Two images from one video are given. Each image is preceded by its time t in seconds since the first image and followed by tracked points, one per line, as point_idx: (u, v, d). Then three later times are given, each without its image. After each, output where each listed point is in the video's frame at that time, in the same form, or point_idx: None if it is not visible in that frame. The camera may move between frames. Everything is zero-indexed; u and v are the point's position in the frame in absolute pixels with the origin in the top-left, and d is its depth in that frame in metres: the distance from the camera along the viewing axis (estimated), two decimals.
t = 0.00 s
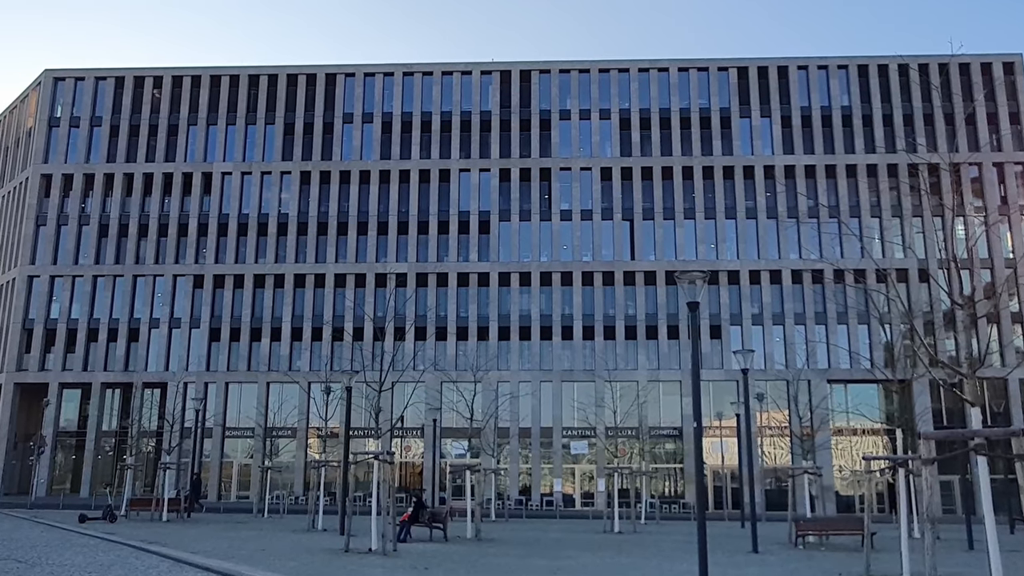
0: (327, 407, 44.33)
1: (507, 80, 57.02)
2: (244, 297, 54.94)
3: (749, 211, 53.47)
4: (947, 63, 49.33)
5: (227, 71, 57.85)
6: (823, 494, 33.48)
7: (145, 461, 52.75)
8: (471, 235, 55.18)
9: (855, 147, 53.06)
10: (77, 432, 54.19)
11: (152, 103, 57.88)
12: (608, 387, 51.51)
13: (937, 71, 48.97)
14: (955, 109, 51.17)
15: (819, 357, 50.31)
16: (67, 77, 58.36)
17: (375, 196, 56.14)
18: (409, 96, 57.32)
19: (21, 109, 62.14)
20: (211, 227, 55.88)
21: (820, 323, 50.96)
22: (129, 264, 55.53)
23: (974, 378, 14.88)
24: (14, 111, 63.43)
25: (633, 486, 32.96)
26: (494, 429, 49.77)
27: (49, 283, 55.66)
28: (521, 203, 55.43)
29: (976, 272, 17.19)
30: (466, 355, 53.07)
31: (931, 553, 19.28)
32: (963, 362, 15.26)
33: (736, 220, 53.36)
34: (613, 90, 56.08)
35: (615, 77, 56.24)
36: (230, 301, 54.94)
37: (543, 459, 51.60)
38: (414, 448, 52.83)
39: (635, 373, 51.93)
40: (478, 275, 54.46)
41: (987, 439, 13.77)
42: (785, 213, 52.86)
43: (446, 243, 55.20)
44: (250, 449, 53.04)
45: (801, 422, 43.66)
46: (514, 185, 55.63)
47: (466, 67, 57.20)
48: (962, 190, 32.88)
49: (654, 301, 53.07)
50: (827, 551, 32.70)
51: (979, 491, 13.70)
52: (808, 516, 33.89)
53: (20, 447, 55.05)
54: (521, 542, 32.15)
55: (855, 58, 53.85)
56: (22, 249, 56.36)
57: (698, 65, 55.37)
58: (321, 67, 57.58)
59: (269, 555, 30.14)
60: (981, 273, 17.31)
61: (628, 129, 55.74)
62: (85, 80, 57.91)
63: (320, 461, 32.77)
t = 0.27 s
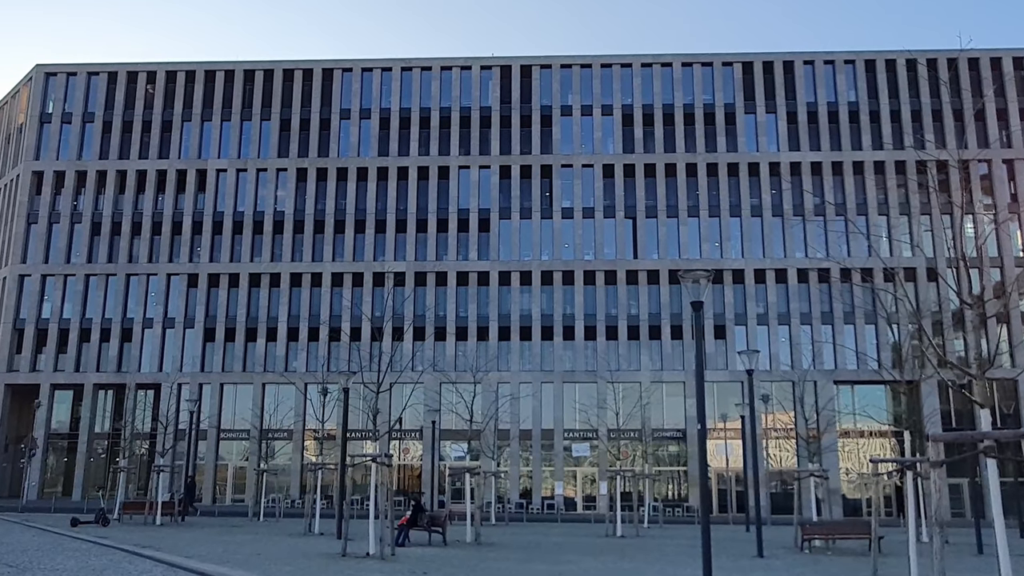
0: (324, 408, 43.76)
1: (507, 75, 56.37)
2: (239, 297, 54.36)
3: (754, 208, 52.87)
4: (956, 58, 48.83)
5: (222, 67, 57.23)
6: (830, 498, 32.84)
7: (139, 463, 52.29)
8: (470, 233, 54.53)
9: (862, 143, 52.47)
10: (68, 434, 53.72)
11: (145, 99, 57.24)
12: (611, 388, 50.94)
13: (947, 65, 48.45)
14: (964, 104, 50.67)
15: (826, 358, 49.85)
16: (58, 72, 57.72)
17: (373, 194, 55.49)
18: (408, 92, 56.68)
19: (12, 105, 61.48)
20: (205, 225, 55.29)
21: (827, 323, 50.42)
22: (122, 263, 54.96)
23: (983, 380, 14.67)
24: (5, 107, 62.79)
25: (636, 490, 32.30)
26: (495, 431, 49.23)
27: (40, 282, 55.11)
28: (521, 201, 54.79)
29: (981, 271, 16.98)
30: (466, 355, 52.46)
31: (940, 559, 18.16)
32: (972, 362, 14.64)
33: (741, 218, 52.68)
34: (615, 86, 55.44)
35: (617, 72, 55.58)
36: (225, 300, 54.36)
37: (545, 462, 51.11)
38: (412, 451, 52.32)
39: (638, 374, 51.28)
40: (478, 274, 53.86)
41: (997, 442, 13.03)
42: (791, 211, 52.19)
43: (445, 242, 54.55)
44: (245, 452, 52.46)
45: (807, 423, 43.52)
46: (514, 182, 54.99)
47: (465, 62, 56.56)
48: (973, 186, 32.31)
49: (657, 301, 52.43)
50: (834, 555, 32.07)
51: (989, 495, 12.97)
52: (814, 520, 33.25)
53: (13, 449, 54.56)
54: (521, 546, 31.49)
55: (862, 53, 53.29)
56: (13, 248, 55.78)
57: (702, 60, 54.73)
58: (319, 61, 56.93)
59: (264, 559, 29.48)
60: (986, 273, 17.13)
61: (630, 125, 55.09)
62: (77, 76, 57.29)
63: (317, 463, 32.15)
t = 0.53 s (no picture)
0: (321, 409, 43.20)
1: (507, 70, 55.74)
2: (234, 296, 53.78)
3: (758, 206, 52.30)
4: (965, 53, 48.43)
5: (216, 62, 56.63)
6: (836, 501, 32.18)
7: (133, 466, 51.84)
8: (470, 232, 53.88)
9: (869, 140, 51.96)
10: (60, 436, 53.25)
11: (139, 94, 56.63)
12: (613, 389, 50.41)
13: (956, 61, 48.02)
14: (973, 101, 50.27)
15: (832, 358, 49.44)
16: (50, 67, 57.12)
17: (371, 191, 54.82)
18: (406, 87, 56.06)
19: (3, 100, 60.84)
20: (200, 223, 54.68)
21: (833, 323, 49.95)
22: (115, 261, 54.41)
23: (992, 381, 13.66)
24: None
25: (638, 493, 31.75)
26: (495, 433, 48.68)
27: (32, 281, 54.55)
28: (522, 198, 54.17)
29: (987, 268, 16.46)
30: (465, 356, 51.85)
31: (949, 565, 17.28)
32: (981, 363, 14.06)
33: (745, 216, 52.28)
34: (617, 81, 54.84)
35: (619, 67, 54.98)
36: (220, 299, 53.78)
37: (546, 465, 50.53)
38: (411, 453, 51.78)
39: (641, 375, 50.78)
40: (478, 273, 53.24)
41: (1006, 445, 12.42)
42: (796, 209, 51.62)
43: (444, 240, 53.93)
44: (241, 454, 52.11)
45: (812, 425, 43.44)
46: (514, 179, 54.36)
47: (464, 57, 55.96)
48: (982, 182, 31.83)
49: (660, 300, 51.84)
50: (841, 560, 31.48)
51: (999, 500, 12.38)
52: (820, 523, 32.65)
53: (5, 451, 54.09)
54: (521, 551, 30.86)
55: (869, 48, 52.81)
56: (4, 247, 55.20)
57: (705, 55, 54.14)
58: (316, 56, 56.32)
59: (260, 564, 28.85)
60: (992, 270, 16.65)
61: (633, 121, 54.46)
62: (69, 71, 56.70)
63: (313, 466, 31.54)
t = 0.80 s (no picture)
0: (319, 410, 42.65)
1: (507, 66, 55.13)
2: (230, 295, 53.21)
3: (763, 203, 51.73)
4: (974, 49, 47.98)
5: (211, 57, 56.04)
6: (843, 504, 31.47)
7: (125, 469, 51.38)
8: (470, 230, 53.31)
9: (877, 136, 51.43)
10: (52, 439, 52.74)
11: (132, 90, 56.03)
12: (616, 390, 49.86)
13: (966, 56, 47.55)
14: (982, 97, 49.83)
15: (838, 359, 48.96)
16: (41, 63, 56.53)
17: (369, 189, 54.24)
18: (404, 83, 55.46)
19: None
20: (194, 221, 54.08)
21: (839, 323, 49.44)
22: (108, 260, 53.84)
23: (1003, 381, 13.17)
24: None
25: (642, 495, 30.98)
26: (495, 435, 48.13)
27: (23, 280, 53.98)
28: (523, 195, 53.57)
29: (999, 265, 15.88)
30: (465, 357, 51.24)
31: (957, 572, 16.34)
32: (990, 362, 13.56)
33: (751, 214, 51.58)
34: (620, 76, 54.26)
35: (622, 62, 54.40)
36: (215, 299, 53.20)
37: (547, 467, 49.99)
38: (409, 455, 51.26)
39: (644, 376, 50.23)
40: (478, 272, 52.67)
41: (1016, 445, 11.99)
42: (802, 207, 51.06)
43: (443, 238, 53.33)
44: (236, 456, 51.58)
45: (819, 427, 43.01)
46: (514, 176, 53.75)
47: (463, 52, 55.35)
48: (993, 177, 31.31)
49: (663, 300, 51.28)
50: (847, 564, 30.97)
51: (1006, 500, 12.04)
52: (826, 527, 32.06)
53: None
54: (522, 555, 30.25)
55: (876, 42, 52.29)
56: None
57: (709, 50, 53.54)
58: (312, 51, 55.72)
59: (257, 568, 28.24)
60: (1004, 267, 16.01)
61: (636, 117, 53.85)
62: (61, 66, 56.12)
63: (310, 468, 30.93)
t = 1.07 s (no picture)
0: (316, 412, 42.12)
1: (507, 61, 54.57)
2: (225, 294, 52.67)
3: (768, 201, 51.19)
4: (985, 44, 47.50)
5: (206, 52, 55.49)
6: (849, 507, 30.90)
7: (118, 472, 50.90)
8: (469, 228, 52.77)
9: (884, 133, 50.89)
10: (44, 441, 52.23)
11: (125, 86, 55.49)
12: (618, 392, 49.32)
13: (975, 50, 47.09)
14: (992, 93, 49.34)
15: (845, 360, 48.46)
16: (34, 58, 55.98)
17: (366, 186, 53.68)
18: (403, 79, 54.88)
19: None
20: (190, 220, 53.54)
21: (846, 323, 48.92)
22: (101, 259, 53.35)
23: (1014, 383, 12.53)
24: None
25: (644, 498, 30.39)
26: (496, 437, 47.56)
27: (15, 279, 53.48)
28: (523, 193, 52.99)
29: (1009, 267, 15.46)
30: (464, 357, 50.68)
31: None
32: (1002, 363, 12.87)
33: (755, 212, 51.02)
34: (622, 72, 53.69)
35: (624, 57, 53.83)
36: (210, 298, 52.66)
37: (548, 470, 49.46)
38: (407, 457, 50.76)
39: (646, 377, 49.67)
40: (478, 271, 52.09)
41: None
42: (808, 205, 50.53)
43: (442, 237, 52.77)
44: (231, 459, 51.12)
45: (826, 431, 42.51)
46: (515, 173, 53.19)
47: (463, 47, 54.77)
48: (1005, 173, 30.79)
49: (667, 299, 50.71)
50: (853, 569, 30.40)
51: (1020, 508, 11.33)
52: (833, 531, 31.44)
53: None
54: (523, 559, 29.67)
55: (883, 37, 51.78)
56: None
57: (714, 45, 52.97)
58: (310, 46, 55.16)
59: (252, 572, 27.64)
60: (1015, 270, 15.45)
61: (638, 114, 53.27)
62: (53, 61, 55.60)
63: (307, 471, 30.33)
